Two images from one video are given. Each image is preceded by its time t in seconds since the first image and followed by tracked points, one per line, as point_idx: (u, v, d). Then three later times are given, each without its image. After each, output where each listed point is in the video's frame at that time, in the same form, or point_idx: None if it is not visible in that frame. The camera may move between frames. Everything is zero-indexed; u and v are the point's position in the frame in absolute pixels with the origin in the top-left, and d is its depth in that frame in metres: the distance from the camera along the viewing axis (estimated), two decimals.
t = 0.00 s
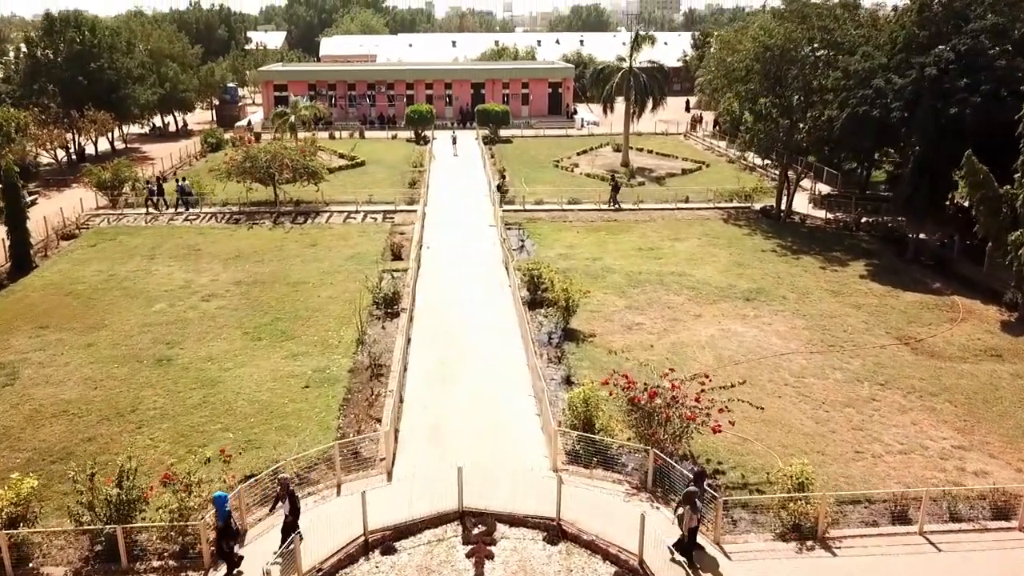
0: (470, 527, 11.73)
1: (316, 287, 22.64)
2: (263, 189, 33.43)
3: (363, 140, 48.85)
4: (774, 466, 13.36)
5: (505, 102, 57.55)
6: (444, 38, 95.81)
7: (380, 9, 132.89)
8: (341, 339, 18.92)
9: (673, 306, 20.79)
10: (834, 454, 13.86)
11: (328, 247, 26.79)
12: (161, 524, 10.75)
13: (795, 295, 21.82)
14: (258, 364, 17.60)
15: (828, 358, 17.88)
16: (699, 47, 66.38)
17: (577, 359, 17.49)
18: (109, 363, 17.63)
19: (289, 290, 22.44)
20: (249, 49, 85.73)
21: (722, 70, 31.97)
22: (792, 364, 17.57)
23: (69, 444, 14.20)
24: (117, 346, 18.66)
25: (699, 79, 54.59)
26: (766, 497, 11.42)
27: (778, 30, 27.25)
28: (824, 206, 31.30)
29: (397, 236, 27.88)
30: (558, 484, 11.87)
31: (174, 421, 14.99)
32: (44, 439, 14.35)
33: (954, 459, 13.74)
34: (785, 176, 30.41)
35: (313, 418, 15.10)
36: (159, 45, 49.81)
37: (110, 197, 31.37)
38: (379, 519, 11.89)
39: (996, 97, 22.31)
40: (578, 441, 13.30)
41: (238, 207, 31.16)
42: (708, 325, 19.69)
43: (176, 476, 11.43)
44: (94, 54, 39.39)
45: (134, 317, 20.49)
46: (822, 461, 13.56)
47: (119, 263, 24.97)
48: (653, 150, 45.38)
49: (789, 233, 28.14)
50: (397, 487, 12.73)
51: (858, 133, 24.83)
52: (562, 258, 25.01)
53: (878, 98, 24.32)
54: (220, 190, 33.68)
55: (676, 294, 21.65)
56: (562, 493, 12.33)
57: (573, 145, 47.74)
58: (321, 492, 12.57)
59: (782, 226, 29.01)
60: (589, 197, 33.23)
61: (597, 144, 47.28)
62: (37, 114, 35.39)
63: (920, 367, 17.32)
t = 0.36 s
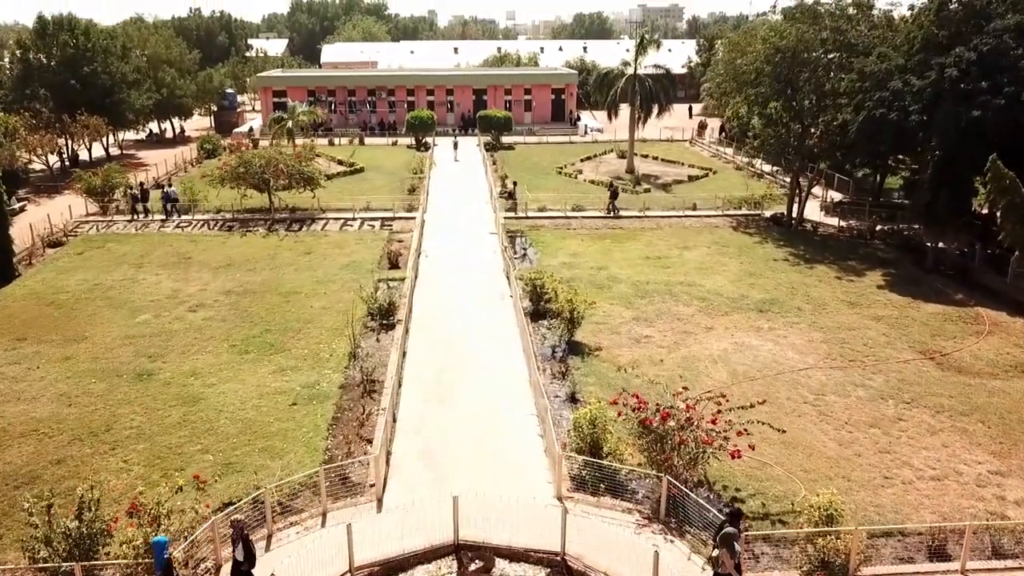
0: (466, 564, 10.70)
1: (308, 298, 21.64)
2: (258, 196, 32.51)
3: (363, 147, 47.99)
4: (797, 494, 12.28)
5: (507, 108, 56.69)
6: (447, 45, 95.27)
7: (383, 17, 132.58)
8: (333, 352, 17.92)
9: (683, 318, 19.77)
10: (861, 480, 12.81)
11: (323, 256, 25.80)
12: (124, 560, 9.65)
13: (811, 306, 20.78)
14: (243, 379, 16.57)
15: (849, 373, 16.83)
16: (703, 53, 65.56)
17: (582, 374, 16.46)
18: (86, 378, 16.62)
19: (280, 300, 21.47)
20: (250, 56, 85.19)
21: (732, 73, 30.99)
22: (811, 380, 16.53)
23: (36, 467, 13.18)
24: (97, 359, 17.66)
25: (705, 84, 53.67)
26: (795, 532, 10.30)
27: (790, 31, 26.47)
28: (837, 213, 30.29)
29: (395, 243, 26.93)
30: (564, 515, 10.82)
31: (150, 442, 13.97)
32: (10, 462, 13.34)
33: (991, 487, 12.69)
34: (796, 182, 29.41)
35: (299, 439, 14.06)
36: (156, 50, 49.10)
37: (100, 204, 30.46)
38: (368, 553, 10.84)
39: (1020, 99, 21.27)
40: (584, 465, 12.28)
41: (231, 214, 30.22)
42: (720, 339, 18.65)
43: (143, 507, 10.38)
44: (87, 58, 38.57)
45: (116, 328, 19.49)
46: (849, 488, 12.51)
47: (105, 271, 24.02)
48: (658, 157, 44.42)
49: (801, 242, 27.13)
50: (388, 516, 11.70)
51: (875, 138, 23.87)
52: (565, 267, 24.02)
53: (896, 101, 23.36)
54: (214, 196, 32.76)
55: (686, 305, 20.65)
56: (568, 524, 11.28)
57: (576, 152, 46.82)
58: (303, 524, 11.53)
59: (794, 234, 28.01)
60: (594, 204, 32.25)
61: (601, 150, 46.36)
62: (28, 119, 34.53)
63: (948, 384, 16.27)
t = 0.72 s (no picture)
0: None
1: (303, 309, 20.78)
2: (255, 203, 31.71)
3: (365, 153, 47.24)
4: (823, 526, 11.31)
5: (511, 115, 55.91)
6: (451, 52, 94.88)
7: (387, 24, 132.34)
8: (326, 368, 17.02)
9: (695, 333, 18.85)
10: (893, 510, 11.85)
11: (321, 265, 24.95)
12: None
13: (829, 320, 19.84)
14: (231, 397, 15.68)
15: (873, 392, 15.88)
16: (710, 59, 64.82)
17: (590, 393, 15.51)
18: (66, 396, 15.75)
19: (274, 312, 20.61)
20: (253, 63, 84.72)
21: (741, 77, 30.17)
22: (832, 399, 15.58)
23: (5, 494, 12.31)
24: (78, 375, 16.80)
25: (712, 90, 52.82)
26: (826, 573, 9.33)
27: (803, 32, 25.75)
28: (852, 222, 29.35)
29: (394, 252, 26.05)
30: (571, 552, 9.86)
31: (128, 466, 13.08)
32: None
33: None
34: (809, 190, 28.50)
35: (287, 463, 13.15)
36: (155, 56, 48.58)
37: (93, 211, 29.67)
38: None
39: None
40: (593, 495, 11.31)
41: (227, 222, 29.41)
42: (735, 354, 17.71)
43: (109, 543, 9.47)
44: (83, 63, 37.87)
45: (101, 341, 18.63)
46: (880, 520, 11.56)
47: (94, 281, 23.20)
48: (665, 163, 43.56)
49: (815, 251, 26.21)
50: (380, 553, 10.78)
51: (896, 142, 23.16)
52: (571, 278, 23.12)
53: (916, 105, 22.26)
54: (210, 204, 31.96)
55: (698, 319, 19.73)
56: (575, 562, 10.32)
57: (581, 159, 46.00)
58: (287, 559, 10.60)
59: (808, 244, 27.08)
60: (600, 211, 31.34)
61: (607, 157, 45.51)
62: (22, 125, 33.79)
63: (979, 404, 15.31)
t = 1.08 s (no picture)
0: None
1: (293, 324, 19.72)
2: (248, 212, 30.73)
3: (363, 161, 46.34)
4: (859, 570, 10.21)
5: (513, 122, 54.98)
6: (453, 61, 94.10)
7: (388, 32, 131.78)
8: (316, 388, 15.96)
9: (708, 349, 17.80)
10: (934, 550, 10.77)
11: (314, 277, 23.93)
12: None
13: (849, 335, 18.78)
14: (213, 420, 14.63)
15: (901, 414, 14.80)
16: (714, 67, 63.98)
17: (598, 416, 14.45)
18: (36, 418, 14.70)
19: (263, 327, 19.57)
20: (253, 71, 84.05)
21: (751, 82, 29.27)
22: (858, 422, 14.51)
23: None
24: (51, 395, 15.75)
25: (718, 97, 51.92)
26: None
27: (815, 36, 24.88)
28: (866, 231, 28.33)
29: (391, 263, 25.03)
30: None
31: (96, 498, 12.02)
32: None
33: None
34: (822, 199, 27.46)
35: (269, 495, 12.08)
36: (151, 62, 47.76)
37: (81, 220, 28.68)
38: None
39: None
40: (604, 537, 10.24)
41: (218, 231, 28.41)
42: (751, 373, 16.64)
43: None
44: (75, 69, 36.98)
45: (78, 358, 17.59)
46: (920, 561, 10.47)
47: (76, 294, 22.19)
48: (670, 172, 42.57)
49: (829, 262, 25.18)
50: None
51: (915, 149, 22.15)
52: (576, 289, 22.09)
53: (937, 109, 21.43)
54: (203, 212, 30.98)
55: (710, 334, 18.68)
56: None
57: (584, 167, 45.05)
58: None
59: (821, 254, 26.05)
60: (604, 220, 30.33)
61: (610, 165, 44.57)
62: (10, 132, 32.85)
63: (1016, 428, 14.23)
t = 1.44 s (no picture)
0: None
1: (283, 338, 18.75)
2: (242, 220, 29.83)
3: (362, 168, 45.49)
4: None
5: (514, 129, 54.15)
6: (455, 68, 93.62)
7: (389, 40, 131.29)
8: (306, 407, 15.00)
9: (721, 365, 16.84)
10: None
11: (307, 287, 22.99)
12: None
13: (869, 349, 17.83)
14: (193, 442, 13.65)
15: (931, 436, 13.83)
16: (718, 73, 63.18)
17: (607, 439, 13.48)
18: (4, 441, 13.73)
19: (252, 340, 18.62)
20: (253, 78, 83.40)
21: (760, 86, 28.41)
22: (885, 444, 13.55)
23: None
24: (23, 414, 14.78)
25: (723, 103, 51.08)
26: None
27: (828, 37, 24.17)
28: (879, 239, 27.40)
29: (388, 272, 24.10)
30: None
31: (61, 530, 11.06)
32: None
33: None
34: (835, 206, 26.49)
35: (251, 525, 11.12)
36: (147, 68, 47.01)
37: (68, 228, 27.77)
38: None
39: None
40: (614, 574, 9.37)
41: (210, 240, 27.49)
42: (768, 390, 15.66)
43: None
44: (66, 73, 36.21)
45: (55, 374, 16.63)
46: None
47: (59, 305, 21.26)
48: (675, 179, 41.67)
49: (843, 272, 24.23)
50: None
51: (934, 154, 21.25)
52: (580, 300, 21.15)
53: (958, 111, 20.59)
54: (195, 220, 30.08)
55: (723, 349, 17.73)
56: None
57: (587, 174, 44.18)
58: None
59: (834, 263, 25.13)
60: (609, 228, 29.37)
61: (614, 172, 43.68)
62: None
63: None
